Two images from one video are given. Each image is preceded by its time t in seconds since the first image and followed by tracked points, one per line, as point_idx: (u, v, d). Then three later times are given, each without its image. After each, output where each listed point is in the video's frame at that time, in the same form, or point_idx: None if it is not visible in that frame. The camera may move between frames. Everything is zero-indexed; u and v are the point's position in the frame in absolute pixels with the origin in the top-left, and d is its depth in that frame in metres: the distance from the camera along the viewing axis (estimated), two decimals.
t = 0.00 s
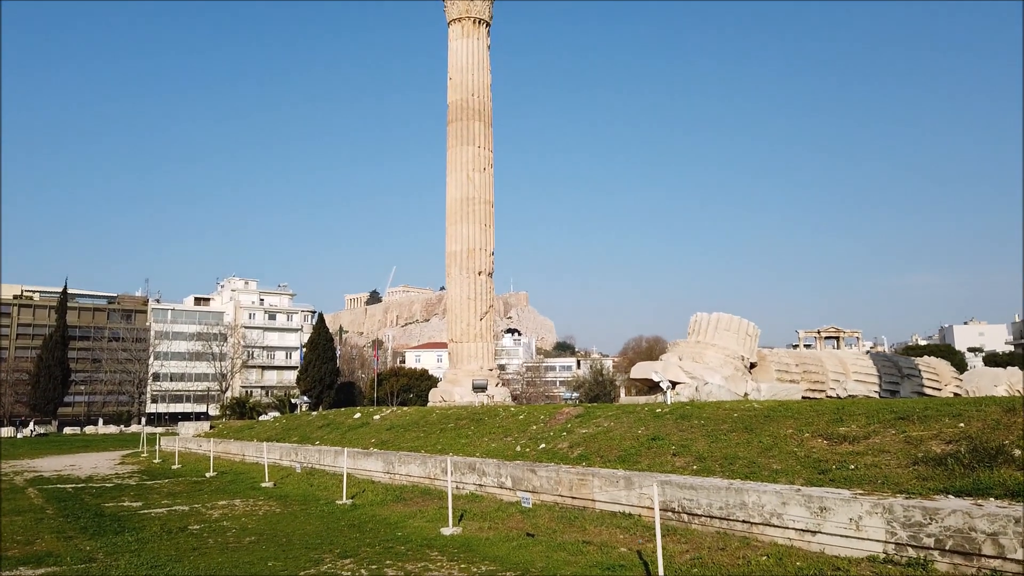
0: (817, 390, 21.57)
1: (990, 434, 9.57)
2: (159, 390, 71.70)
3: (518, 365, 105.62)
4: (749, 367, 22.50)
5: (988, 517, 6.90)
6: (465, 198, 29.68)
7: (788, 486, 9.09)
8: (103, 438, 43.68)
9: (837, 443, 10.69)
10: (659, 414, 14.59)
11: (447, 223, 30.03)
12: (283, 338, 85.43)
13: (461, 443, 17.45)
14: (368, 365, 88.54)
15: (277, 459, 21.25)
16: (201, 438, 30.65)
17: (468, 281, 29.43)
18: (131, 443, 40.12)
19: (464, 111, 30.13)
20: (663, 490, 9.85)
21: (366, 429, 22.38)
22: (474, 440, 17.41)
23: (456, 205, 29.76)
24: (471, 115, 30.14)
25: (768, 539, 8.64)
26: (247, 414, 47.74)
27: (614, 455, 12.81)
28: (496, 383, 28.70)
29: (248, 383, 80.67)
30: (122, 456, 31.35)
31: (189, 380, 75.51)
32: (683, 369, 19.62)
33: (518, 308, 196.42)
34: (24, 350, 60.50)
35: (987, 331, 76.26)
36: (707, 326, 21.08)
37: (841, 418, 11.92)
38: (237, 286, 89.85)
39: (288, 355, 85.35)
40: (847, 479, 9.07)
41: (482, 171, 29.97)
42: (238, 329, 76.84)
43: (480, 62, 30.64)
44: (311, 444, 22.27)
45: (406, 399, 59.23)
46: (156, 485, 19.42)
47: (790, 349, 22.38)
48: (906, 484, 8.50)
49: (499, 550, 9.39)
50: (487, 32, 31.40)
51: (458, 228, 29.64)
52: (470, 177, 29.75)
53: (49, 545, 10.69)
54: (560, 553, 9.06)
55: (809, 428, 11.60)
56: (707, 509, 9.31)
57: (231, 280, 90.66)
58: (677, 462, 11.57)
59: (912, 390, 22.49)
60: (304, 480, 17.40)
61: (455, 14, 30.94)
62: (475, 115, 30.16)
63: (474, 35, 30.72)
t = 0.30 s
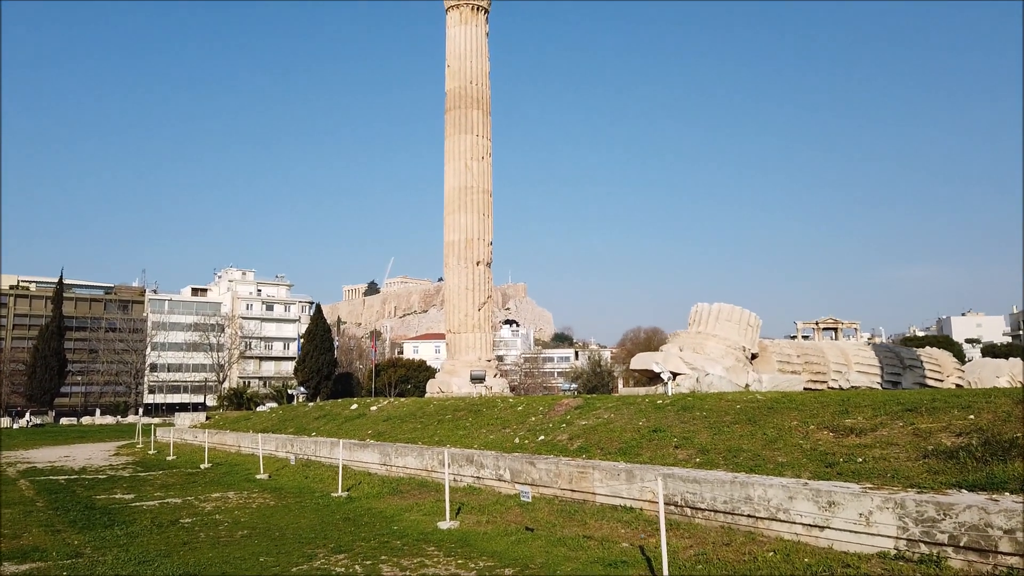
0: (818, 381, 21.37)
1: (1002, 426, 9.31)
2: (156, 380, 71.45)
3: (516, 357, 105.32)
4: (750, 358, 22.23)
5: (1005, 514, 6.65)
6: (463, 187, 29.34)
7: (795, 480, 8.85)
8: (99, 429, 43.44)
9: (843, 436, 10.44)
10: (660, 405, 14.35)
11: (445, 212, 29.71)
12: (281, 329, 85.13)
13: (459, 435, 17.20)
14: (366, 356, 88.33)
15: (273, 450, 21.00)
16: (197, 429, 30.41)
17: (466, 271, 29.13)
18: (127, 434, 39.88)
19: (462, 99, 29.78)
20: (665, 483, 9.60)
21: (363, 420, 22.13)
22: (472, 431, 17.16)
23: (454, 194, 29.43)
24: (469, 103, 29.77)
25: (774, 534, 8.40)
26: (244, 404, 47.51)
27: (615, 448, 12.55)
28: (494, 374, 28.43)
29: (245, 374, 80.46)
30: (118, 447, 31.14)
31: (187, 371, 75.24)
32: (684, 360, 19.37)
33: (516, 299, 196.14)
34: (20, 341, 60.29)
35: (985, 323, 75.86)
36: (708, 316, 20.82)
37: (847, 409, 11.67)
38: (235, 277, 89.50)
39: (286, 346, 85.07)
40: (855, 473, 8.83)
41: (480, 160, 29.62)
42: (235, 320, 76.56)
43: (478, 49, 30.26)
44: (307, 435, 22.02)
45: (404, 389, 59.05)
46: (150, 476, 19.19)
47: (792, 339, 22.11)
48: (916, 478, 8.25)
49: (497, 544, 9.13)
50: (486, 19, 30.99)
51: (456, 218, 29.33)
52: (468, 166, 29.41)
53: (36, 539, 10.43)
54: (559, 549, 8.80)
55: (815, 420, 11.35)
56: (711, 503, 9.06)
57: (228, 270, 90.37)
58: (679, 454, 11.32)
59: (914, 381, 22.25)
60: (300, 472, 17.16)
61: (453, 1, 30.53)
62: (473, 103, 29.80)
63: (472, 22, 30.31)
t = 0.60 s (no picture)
0: (818, 368, 21.15)
1: (1012, 413, 9.04)
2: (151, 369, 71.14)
3: (512, 346, 105.12)
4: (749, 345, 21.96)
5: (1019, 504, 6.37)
6: (459, 173, 28.94)
7: (799, 469, 8.57)
8: (93, 418, 43.10)
9: (847, 423, 10.16)
10: (659, 392, 14.08)
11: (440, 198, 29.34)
12: (277, 317, 84.77)
13: (454, 423, 16.91)
14: (363, 345, 88.05)
15: (266, 439, 20.71)
16: (190, 418, 30.10)
17: (461, 258, 28.78)
18: (121, 423, 39.56)
19: (458, 83, 29.35)
20: (665, 472, 9.32)
21: (357, 409, 21.83)
22: (467, 419, 16.87)
23: (449, 180, 29.05)
24: (465, 87, 29.35)
25: (777, 524, 8.14)
26: (240, 393, 47.22)
27: (613, 436, 12.27)
28: (490, 361, 28.15)
29: (241, 363, 80.18)
30: (111, 436, 30.83)
31: (182, 360, 74.87)
32: (682, 347, 19.10)
33: (513, 288, 195.84)
34: (14, 330, 59.92)
35: (981, 311, 75.59)
36: (707, 303, 20.53)
37: (850, 396, 11.41)
38: (231, 265, 89.04)
39: (282, 335, 84.73)
40: (860, 461, 8.55)
41: (476, 145, 29.21)
42: (231, 309, 76.21)
43: (474, 33, 29.81)
44: (300, 423, 21.75)
45: (401, 377, 58.83)
46: (140, 466, 18.89)
47: (792, 326, 21.86)
48: (924, 466, 7.98)
49: (490, 536, 8.85)
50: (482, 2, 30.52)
51: (452, 204, 28.97)
52: (464, 151, 29.01)
53: (17, 530, 10.13)
54: (556, 540, 8.52)
55: (817, 408, 11.07)
56: (711, 492, 8.79)
57: (224, 259, 89.94)
58: (678, 442, 11.04)
59: (914, 369, 22.02)
60: (292, 461, 16.87)
61: None
62: (469, 87, 29.37)
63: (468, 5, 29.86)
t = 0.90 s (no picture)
0: (818, 360, 20.94)
1: None
2: (147, 360, 70.79)
3: (509, 337, 104.99)
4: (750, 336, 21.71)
5: None
6: (456, 162, 28.58)
7: (806, 465, 8.31)
8: (88, 409, 42.80)
9: (853, 416, 9.91)
10: (659, 385, 13.83)
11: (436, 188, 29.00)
12: (273, 308, 84.43)
13: (450, 415, 16.65)
14: (360, 335, 87.85)
15: (260, 431, 20.44)
16: (185, 409, 29.79)
17: (458, 248, 28.45)
18: (115, 414, 39.25)
19: (454, 71, 28.97)
20: (667, 467, 9.06)
21: (352, 401, 21.55)
22: (464, 412, 16.60)
23: (446, 169, 28.70)
24: (462, 75, 28.98)
25: (784, 522, 7.89)
26: (236, 384, 46.89)
27: (613, 429, 12.00)
28: (487, 353, 27.89)
29: (238, 354, 79.85)
30: (104, 427, 30.51)
31: (178, 350, 74.50)
32: (682, 338, 18.83)
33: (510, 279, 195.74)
34: (8, 320, 59.53)
35: (976, 302, 75.30)
36: (707, 294, 20.28)
37: (856, 389, 11.15)
38: (227, 256, 88.63)
39: (278, 325, 84.40)
40: (869, 456, 8.30)
41: (474, 134, 28.86)
42: (227, 299, 75.86)
43: (471, 20, 29.41)
44: (295, 415, 21.47)
45: (398, 368, 58.63)
46: (132, 458, 18.59)
47: (792, 317, 21.63)
48: (935, 462, 7.72)
49: (488, 533, 8.58)
50: None
51: (448, 193, 28.62)
52: (461, 140, 28.64)
53: None
54: (555, 537, 8.24)
55: (823, 401, 10.82)
56: (715, 489, 8.54)
57: (219, 249, 89.54)
58: (680, 436, 10.77)
59: (915, 360, 21.81)
60: (286, 454, 16.59)
61: None
62: (466, 75, 29.01)
63: None
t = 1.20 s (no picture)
0: (822, 350, 20.69)
1: None
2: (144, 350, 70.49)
3: (506, 328, 104.68)
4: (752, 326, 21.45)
5: None
6: (454, 150, 28.26)
7: (817, 456, 8.05)
8: (84, 399, 42.54)
9: (864, 407, 9.65)
10: (662, 375, 13.57)
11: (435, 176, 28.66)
12: (271, 299, 84.08)
13: (449, 406, 16.39)
14: (357, 326, 87.59)
15: (256, 421, 20.18)
16: (181, 400, 29.53)
17: (457, 237, 28.14)
18: (111, 404, 38.97)
19: (453, 58, 28.61)
20: (674, 458, 8.80)
21: (350, 391, 21.28)
22: (463, 402, 16.35)
23: (445, 157, 28.37)
24: (460, 62, 28.62)
25: (795, 515, 7.64)
26: (234, 374, 46.65)
27: (616, 420, 11.74)
28: (486, 343, 27.60)
29: (235, 344, 79.58)
30: (100, 418, 30.23)
31: (175, 341, 74.16)
32: (684, 328, 18.53)
33: (508, 270, 195.35)
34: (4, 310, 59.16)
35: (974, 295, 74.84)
36: (710, 283, 20.02)
37: (865, 378, 10.91)
38: (224, 246, 88.22)
39: (276, 316, 84.09)
40: (882, 447, 8.04)
41: (473, 121, 28.51)
42: (224, 289, 75.51)
43: (470, 6, 29.03)
44: (291, 406, 21.21)
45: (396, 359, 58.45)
46: (126, 449, 18.32)
47: (795, 308, 21.38)
48: (952, 454, 7.46)
49: (490, 526, 8.31)
50: None
51: (447, 182, 28.30)
52: (460, 128, 28.30)
53: None
54: (559, 531, 7.98)
55: (831, 391, 10.56)
56: (723, 481, 8.28)
57: (217, 240, 89.19)
58: (685, 427, 10.50)
59: (919, 351, 21.55)
60: (282, 444, 16.33)
61: None
62: (465, 62, 28.65)
63: None
